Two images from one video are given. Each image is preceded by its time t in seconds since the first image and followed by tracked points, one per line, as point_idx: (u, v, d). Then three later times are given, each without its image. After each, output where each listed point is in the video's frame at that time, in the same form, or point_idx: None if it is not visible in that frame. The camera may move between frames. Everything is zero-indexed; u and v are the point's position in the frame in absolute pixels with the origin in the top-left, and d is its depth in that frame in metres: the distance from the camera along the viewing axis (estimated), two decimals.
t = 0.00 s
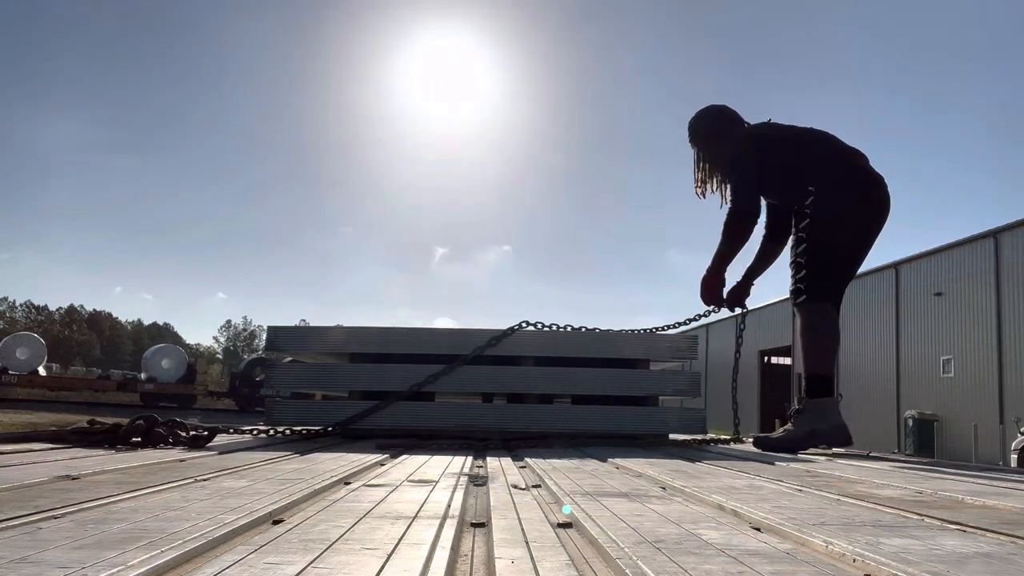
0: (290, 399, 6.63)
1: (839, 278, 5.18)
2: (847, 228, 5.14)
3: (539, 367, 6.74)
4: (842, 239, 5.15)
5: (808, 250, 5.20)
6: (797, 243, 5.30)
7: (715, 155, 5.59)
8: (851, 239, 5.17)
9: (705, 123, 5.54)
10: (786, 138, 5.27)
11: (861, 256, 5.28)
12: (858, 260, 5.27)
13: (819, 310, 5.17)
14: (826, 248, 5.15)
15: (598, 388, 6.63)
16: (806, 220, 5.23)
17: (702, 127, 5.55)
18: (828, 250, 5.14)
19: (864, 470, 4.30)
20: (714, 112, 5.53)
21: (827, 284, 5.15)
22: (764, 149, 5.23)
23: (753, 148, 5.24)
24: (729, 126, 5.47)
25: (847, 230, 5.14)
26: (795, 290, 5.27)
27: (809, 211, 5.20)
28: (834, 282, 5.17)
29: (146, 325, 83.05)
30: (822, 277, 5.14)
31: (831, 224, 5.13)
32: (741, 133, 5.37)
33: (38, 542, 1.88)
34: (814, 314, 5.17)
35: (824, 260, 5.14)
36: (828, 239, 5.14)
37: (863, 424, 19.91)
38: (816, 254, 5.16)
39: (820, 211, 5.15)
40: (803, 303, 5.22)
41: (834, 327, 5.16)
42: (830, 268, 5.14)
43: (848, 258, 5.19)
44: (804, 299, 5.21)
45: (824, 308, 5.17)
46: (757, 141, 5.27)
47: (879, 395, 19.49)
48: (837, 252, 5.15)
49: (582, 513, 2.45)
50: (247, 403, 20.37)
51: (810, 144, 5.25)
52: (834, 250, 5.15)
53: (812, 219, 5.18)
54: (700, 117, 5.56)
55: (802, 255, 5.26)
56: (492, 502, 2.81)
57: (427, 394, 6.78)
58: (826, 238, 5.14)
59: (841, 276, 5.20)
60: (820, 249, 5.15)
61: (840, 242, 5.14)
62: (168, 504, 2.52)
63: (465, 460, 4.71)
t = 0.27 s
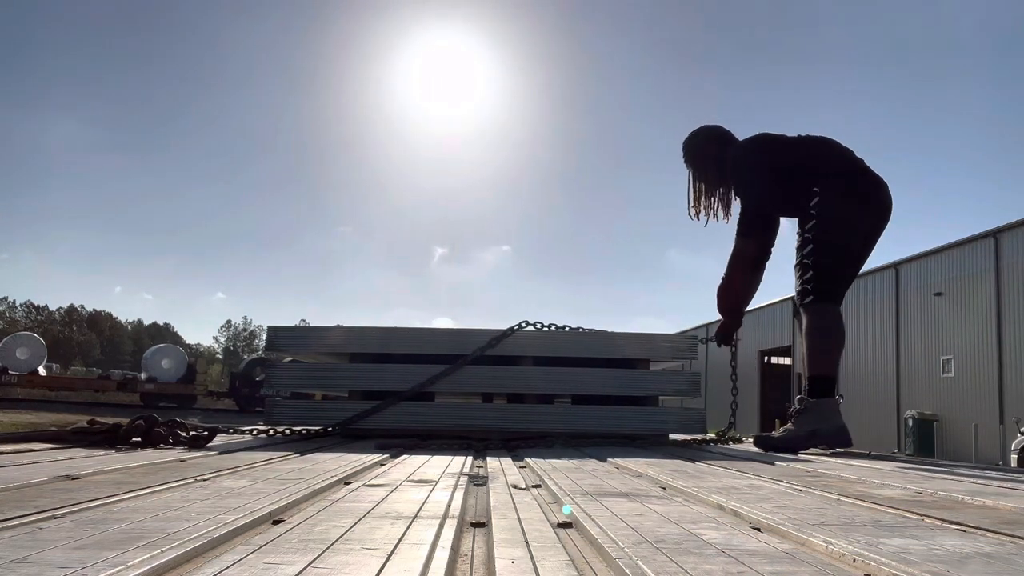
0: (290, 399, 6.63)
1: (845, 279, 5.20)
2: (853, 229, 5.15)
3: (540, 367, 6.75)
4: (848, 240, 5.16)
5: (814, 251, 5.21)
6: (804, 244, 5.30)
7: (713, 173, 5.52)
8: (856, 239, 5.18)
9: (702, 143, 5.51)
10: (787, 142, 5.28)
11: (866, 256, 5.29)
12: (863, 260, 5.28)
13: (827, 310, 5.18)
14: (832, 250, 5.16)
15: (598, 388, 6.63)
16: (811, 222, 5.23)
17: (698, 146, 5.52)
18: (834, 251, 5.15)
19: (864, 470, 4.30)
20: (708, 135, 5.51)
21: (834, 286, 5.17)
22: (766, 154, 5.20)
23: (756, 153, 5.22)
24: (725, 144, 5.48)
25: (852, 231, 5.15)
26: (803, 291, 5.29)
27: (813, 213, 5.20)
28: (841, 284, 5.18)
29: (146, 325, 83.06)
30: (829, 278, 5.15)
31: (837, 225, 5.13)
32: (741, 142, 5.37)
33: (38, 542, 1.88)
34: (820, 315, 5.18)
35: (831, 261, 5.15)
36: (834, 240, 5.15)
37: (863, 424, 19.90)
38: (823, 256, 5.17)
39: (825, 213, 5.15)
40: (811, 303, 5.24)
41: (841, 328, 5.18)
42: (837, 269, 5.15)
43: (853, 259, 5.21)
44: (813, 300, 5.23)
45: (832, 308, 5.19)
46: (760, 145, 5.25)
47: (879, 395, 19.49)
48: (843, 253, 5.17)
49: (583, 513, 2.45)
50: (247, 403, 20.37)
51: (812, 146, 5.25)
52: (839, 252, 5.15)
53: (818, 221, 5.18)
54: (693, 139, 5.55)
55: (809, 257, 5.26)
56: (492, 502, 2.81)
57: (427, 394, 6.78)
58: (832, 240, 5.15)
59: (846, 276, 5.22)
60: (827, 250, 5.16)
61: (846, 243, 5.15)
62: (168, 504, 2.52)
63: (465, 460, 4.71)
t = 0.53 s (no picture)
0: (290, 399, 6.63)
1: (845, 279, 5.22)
2: (853, 229, 5.16)
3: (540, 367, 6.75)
4: (849, 240, 5.17)
5: (818, 251, 5.20)
6: (806, 244, 5.28)
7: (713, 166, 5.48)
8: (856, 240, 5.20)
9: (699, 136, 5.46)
10: (788, 140, 5.26)
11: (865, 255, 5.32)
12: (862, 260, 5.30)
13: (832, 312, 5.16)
14: (833, 250, 5.17)
15: (598, 388, 6.63)
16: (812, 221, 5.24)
17: (696, 140, 5.46)
18: (835, 252, 5.17)
19: (864, 470, 4.30)
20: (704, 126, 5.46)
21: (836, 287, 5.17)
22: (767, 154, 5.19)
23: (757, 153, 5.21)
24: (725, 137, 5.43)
25: (852, 231, 5.17)
26: (806, 293, 5.25)
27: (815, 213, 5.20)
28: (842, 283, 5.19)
29: (146, 325, 83.04)
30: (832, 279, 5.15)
31: (837, 225, 5.15)
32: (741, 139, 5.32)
33: (38, 542, 1.88)
34: (821, 318, 5.16)
35: (833, 261, 5.16)
36: (835, 241, 5.16)
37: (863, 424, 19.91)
38: (825, 256, 5.17)
39: (826, 212, 5.16)
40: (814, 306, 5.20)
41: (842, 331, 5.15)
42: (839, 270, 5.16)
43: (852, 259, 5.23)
44: (816, 302, 5.20)
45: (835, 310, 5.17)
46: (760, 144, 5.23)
47: (879, 395, 19.49)
48: (843, 254, 5.18)
49: (583, 513, 2.45)
50: (247, 403, 20.38)
51: (813, 144, 5.23)
52: (841, 252, 5.16)
53: (820, 220, 5.18)
54: (688, 132, 5.49)
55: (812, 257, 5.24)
56: (492, 502, 2.81)
57: (427, 394, 6.77)
58: (833, 240, 5.16)
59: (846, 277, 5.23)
60: (829, 251, 5.16)
61: (846, 243, 5.17)
62: (168, 504, 2.52)
63: (465, 460, 4.71)
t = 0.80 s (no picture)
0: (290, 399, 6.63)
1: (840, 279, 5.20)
2: (854, 229, 5.13)
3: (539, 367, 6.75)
4: (850, 240, 5.14)
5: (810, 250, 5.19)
6: (800, 242, 5.27)
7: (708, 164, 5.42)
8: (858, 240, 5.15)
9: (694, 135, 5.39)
10: (793, 141, 5.27)
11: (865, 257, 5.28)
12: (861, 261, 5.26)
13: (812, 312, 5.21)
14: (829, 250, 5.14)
15: (598, 388, 6.63)
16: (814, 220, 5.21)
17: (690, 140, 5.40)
18: (833, 252, 5.12)
19: (863, 470, 4.30)
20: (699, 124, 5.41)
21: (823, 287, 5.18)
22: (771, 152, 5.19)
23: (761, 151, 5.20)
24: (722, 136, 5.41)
25: (853, 231, 5.13)
26: (787, 291, 5.31)
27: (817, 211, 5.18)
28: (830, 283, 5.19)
29: (146, 325, 83.05)
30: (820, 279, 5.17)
31: (840, 224, 5.12)
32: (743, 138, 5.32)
33: (38, 542, 1.88)
34: (804, 316, 5.22)
35: (827, 260, 5.13)
36: (835, 239, 5.12)
37: (863, 424, 19.91)
38: (819, 255, 5.14)
39: (828, 211, 5.14)
40: (794, 305, 5.25)
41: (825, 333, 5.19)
42: (830, 270, 5.15)
43: (852, 260, 5.19)
44: (795, 302, 5.25)
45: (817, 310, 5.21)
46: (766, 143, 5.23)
47: (879, 395, 19.49)
48: (842, 253, 5.14)
49: (582, 513, 2.45)
50: (247, 403, 20.39)
51: (819, 144, 5.24)
52: (838, 252, 5.13)
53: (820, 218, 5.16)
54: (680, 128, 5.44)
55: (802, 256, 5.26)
56: (492, 502, 2.81)
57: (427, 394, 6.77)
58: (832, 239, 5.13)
59: (840, 278, 5.20)
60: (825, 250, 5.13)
61: (846, 243, 5.12)
62: (168, 504, 2.52)
63: (465, 460, 4.71)
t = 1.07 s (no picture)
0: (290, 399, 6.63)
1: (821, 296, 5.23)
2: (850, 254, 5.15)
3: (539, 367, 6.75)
4: (844, 262, 5.16)
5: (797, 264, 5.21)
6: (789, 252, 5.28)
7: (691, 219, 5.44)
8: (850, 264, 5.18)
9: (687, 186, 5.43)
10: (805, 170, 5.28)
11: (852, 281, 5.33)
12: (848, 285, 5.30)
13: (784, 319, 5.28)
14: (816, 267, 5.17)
15: (598, 388, 6.63)
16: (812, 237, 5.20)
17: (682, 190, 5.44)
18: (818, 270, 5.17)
19: (863, 470, 4.30)
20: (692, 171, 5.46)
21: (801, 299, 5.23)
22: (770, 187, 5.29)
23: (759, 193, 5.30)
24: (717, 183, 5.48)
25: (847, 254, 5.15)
26: (757, 295, 5.38)
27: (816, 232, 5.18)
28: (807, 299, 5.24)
29: (146, 325, 83.06)
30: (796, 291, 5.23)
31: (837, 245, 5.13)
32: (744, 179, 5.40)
33: (37, 543, 1.88)
34: (771, 322, 5.31)
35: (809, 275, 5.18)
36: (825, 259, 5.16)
37: (863, 424, 19.91)
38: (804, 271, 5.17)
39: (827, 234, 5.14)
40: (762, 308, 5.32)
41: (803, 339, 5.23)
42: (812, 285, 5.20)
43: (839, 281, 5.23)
44: (763, 306, 5.33)
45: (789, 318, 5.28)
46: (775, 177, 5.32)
47: (879, 395, 19.50)
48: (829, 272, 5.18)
49: (582, 513, 2.45)
50: (247, 403, 20.39)
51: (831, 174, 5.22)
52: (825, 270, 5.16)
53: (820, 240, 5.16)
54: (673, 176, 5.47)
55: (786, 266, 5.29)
56: (492, 502, 2.81)
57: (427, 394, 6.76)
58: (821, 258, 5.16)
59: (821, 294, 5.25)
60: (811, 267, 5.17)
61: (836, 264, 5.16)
62: (168, 504, 2.52)
63: (465, 460, 4.71)
